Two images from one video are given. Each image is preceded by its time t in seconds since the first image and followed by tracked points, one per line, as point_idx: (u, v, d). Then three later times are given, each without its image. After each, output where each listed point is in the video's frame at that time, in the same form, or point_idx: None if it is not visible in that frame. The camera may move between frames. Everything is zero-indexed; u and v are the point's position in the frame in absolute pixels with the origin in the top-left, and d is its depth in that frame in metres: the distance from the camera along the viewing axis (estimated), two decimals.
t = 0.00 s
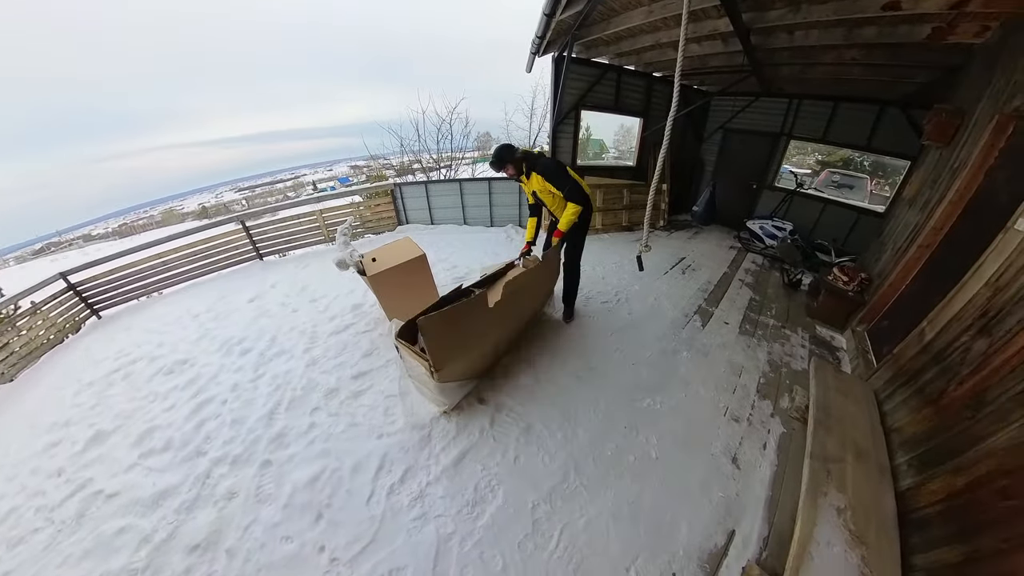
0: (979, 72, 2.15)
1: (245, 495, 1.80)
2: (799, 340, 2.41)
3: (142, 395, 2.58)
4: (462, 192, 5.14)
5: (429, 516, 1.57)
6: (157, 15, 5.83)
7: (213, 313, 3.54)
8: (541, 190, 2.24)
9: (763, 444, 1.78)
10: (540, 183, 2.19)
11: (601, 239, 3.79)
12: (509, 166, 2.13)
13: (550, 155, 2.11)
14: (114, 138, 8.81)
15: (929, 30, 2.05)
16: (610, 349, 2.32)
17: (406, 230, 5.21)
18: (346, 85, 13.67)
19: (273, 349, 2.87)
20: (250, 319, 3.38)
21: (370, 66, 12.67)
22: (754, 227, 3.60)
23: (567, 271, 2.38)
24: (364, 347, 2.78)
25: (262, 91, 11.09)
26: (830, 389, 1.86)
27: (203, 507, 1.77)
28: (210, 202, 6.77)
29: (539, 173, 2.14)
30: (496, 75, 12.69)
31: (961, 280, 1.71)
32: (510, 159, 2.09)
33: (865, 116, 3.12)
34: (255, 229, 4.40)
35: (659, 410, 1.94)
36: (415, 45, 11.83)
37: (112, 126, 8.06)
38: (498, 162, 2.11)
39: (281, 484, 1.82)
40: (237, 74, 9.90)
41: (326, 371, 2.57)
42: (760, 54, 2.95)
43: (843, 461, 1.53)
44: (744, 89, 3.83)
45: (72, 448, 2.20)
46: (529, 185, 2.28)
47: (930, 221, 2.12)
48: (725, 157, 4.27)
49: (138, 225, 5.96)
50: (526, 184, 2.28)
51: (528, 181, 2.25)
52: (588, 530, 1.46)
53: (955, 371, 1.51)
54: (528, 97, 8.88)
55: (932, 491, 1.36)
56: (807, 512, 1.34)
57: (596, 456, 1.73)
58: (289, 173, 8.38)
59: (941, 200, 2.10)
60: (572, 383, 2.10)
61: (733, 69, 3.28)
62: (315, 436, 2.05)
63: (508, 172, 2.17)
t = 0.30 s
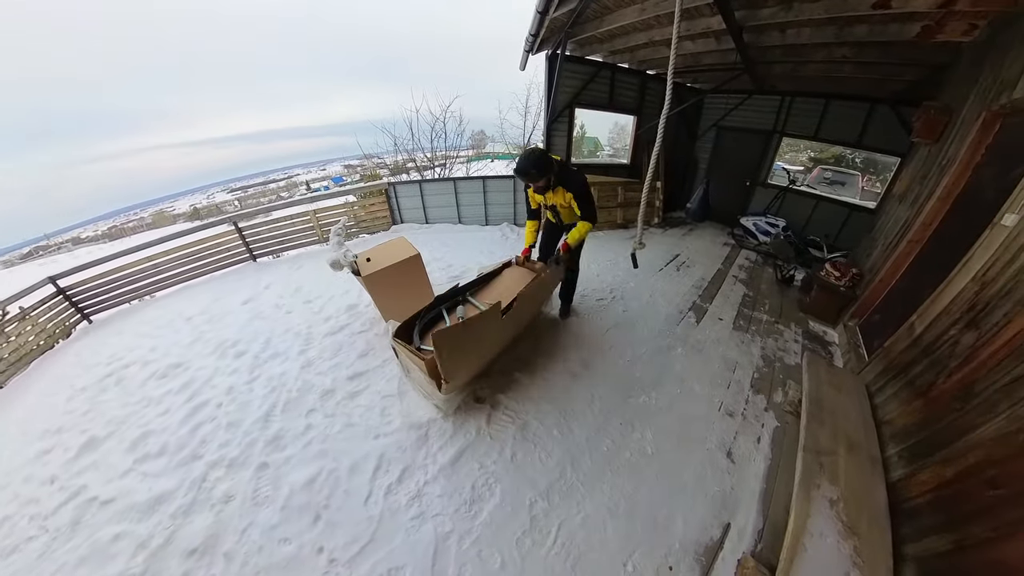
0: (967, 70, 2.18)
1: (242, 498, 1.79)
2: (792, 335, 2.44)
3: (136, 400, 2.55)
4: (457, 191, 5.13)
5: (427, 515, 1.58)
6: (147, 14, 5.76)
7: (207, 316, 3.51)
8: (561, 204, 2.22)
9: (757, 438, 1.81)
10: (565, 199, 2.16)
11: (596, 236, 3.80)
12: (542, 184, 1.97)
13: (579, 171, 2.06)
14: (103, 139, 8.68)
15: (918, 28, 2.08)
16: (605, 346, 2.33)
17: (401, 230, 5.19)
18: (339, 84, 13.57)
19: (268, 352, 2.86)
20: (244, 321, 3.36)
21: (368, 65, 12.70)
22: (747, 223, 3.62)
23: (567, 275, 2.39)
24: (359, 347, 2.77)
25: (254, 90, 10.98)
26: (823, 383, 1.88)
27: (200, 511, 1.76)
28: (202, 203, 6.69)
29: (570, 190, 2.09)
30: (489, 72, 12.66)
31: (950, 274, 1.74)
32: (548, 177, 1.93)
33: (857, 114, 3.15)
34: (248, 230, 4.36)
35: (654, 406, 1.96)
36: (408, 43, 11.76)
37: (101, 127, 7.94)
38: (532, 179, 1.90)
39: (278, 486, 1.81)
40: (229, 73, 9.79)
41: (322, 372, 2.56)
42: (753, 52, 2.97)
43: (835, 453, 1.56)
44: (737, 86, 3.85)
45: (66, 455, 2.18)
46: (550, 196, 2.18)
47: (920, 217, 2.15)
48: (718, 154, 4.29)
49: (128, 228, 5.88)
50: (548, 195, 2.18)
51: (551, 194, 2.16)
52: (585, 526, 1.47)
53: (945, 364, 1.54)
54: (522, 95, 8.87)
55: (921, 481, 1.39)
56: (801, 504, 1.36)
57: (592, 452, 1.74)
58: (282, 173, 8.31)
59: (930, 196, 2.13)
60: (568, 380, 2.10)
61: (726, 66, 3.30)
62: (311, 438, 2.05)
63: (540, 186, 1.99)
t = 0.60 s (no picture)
0: (963, 67, 2.19)
1: (240, 499, 1.78)
2: (789, 333, 2.45)
3: (133, 402, 2.54)
4: (454, 190, 5.11)
5: (426, 514, 1.58)
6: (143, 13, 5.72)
7: (204, 316, 3.50)
8: (554, 199, 2.22)
9: (754, 435, 1.82)
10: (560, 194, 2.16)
11: (593, 235, 3.79)
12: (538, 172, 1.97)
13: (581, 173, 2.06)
14: (98, 139, 8.62)
15: (915, 26, 2.08)
16: (603, 344, 2.32)
17: (398, 229, 5.17)
18: (335, 82, 13.50)
19: (266, 352, 2.85)
20: (242, 321, 3.35)
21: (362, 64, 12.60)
22: (744, 221, 3.63)
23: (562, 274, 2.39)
24: (357, 347, 2.76)
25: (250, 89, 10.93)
26: (820, 380, 1.89)
27: (199, 512, 1.76)
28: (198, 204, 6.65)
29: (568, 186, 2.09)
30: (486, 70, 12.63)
31: (946, 272, 1.75)
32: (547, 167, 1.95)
33: (854, 112, 3.16)
34: (244, 230, 4.34)
35: (652, 404, 1.96)
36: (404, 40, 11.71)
37: (97, 127, 7.89)
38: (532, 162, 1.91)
39: (277, 487, 1.81)
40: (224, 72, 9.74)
41: (319, 372, 2.55)
42: (751, 49, 2.97)
43: (832, 450, 1.59)
44: (734, 84, 3.84)
45: (63, 457, 2.17)
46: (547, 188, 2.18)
47: (916, 215, 2.16)
48: (716, 152, 4.29)
49: (123, 228, 5.83)
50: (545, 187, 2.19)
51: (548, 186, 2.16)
52: (583, 524, 1.48)
53: (940, 361, 1.55)
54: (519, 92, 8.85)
55: (918, 477, 1.41)
56: (798, 501, 1.39)
57: (590, 450, 1.74)
58: (279, 172, 8.28)
59: (926, 194, 2.14)
60: (566, 378, 2.10)
61: (724, 64, 3.30)
62: (309, 438, 2.05)
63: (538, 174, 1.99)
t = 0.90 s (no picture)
0: (969, 65, 2.17)
1: (243, 497, 1.79)
2: (792, 332, 2.45)
3: (135, 400, 2.54)
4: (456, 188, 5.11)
5: (429, 512, 1.58)
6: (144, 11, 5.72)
7: (206, 315, 3.50)
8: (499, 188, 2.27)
9: (756, 435, 1.82)
10: (497, 182, 2.29)
11: (595, 233, 3.79)
12: (482, 162, 2.02)
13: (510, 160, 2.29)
14: (99, 136, 8.61)
15: (921, 24, 2.07)
16: (605, 342, 2.31)
17: (400, 227, 5.15)
18: (336, 80, 13.46)
19: (268, 350, 2.85)
20: (243, 319, 3.35)
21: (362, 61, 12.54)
22: (747, 220, 3.61)
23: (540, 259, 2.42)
24: (359, 345, 2.76)
25: (251, 86, 10.89)
26: (823, 379, 1.89)
27: (202, 510, 1.76)
28: (199, 202, 6.64)
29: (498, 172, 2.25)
30: (488, 68, 12.58)
31: (950, 272, 1.75)
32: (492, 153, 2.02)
33: (858, 110, 3.14)
34: (246, 228, 4.33)
35: (655, 403, 1.95)
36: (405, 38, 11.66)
37: (97, 125, 7.88)
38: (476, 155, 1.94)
39: (279, 485, 1.82)
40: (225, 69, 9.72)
41: (321, 370, 2.56)
42: (755, 47, 2.95)
43: (834, 450, 1.59)
44: (737, 82, 3.82)
45: (66, 455, 2.18)
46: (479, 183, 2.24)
47: (920, 215, 2.15)
48: (719, 150, 4.28)
49: (124, 226, 5.83)
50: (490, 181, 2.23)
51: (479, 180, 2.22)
52: (586, 523, 1.48)
53: (944, 361, 1.55)
54: (521, 90, 8.82)
55: (920, 478, 1.41)
56: (800, 501, 1.41)
57: (593, 449, 1.73)
58: (280, 170, 8.26)
59: (930, 193, 2.13)
60: (568, 376, 2.09)
61: (727, 62, 3.28)
62: (311, 436, 2.05)
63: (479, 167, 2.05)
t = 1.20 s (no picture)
0: (981, 65, 2.14)
1: (247, 491, 1.81)
2: (797, 334, 2.43)
3: (142, 394, 2.57)
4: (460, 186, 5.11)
5: (431, 509, 1.59)
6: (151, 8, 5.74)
7: (212, 310, 3.52)
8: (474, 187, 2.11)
9: (760, 436, 1.83)
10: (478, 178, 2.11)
11: (600, 232, 3.78)
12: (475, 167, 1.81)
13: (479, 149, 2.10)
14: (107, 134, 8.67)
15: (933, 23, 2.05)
16: (609, 341, 2.30)
17: (404, 225, 5.16)
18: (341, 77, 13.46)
19: (273, 346, 2.87)
20: (248, 315, 3.37)
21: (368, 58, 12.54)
22: (752, 220, 3.59)
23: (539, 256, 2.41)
24: (363, 342, 2.78)
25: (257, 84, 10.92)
26: (827, 381, 1.89)
27: (207, 503, 1.78)
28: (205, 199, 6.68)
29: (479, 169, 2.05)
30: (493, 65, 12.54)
31: (959, 275, 1.73)
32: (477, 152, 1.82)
33: (866, 110, 3.10)
34: (251, 225, 4.35)
35: (658, 403, 1.95)
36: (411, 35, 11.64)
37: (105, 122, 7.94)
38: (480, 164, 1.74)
39: (284, 479, 1.83)
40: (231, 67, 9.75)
41: (326, 366, 2.57)
42: (762, 46, 2.92)
43: (838, 452, 1.59)
44: (745, 81, 3.79)
45: (75, 448, 2.21)
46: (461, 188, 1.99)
47: (929, 217, 2.14)
48: (725, 149, 4.25)
49: (131, 222, 5.87)
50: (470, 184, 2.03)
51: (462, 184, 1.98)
52: (588, 521, 1.48)
53: (951, 365, 1.54)
54: (526, 88, 8.78)
55: (924, 482, 1.41)
56: (803, 503, 1.41)
57: (596, 448, 1.73)
58: (284, 168, 8.28)
59: (940, 195, 2.11)
60: (571, 375, 2.08)
61: (735, 60, 3.25)
62: (316, 431, 2.06)
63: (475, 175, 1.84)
